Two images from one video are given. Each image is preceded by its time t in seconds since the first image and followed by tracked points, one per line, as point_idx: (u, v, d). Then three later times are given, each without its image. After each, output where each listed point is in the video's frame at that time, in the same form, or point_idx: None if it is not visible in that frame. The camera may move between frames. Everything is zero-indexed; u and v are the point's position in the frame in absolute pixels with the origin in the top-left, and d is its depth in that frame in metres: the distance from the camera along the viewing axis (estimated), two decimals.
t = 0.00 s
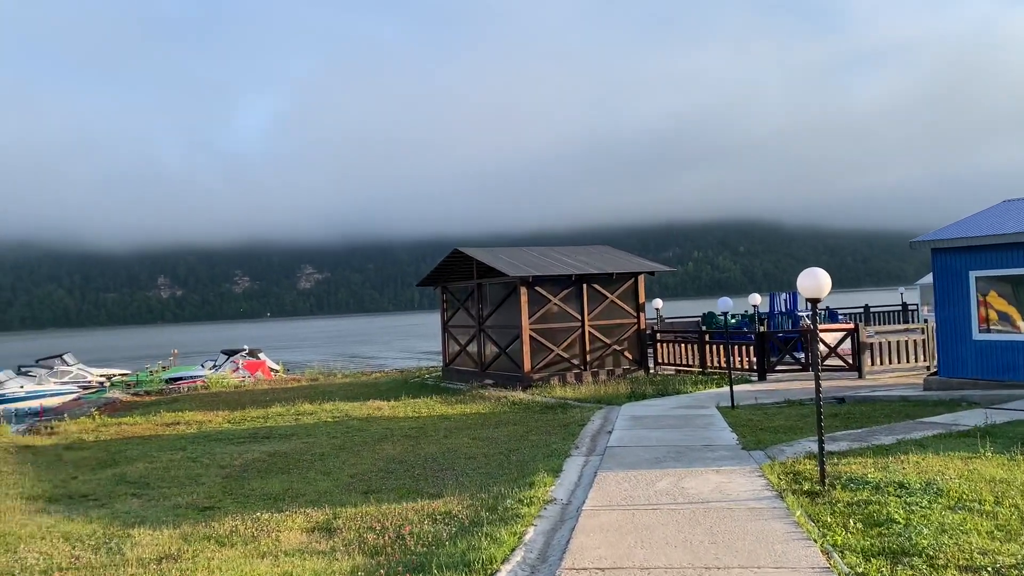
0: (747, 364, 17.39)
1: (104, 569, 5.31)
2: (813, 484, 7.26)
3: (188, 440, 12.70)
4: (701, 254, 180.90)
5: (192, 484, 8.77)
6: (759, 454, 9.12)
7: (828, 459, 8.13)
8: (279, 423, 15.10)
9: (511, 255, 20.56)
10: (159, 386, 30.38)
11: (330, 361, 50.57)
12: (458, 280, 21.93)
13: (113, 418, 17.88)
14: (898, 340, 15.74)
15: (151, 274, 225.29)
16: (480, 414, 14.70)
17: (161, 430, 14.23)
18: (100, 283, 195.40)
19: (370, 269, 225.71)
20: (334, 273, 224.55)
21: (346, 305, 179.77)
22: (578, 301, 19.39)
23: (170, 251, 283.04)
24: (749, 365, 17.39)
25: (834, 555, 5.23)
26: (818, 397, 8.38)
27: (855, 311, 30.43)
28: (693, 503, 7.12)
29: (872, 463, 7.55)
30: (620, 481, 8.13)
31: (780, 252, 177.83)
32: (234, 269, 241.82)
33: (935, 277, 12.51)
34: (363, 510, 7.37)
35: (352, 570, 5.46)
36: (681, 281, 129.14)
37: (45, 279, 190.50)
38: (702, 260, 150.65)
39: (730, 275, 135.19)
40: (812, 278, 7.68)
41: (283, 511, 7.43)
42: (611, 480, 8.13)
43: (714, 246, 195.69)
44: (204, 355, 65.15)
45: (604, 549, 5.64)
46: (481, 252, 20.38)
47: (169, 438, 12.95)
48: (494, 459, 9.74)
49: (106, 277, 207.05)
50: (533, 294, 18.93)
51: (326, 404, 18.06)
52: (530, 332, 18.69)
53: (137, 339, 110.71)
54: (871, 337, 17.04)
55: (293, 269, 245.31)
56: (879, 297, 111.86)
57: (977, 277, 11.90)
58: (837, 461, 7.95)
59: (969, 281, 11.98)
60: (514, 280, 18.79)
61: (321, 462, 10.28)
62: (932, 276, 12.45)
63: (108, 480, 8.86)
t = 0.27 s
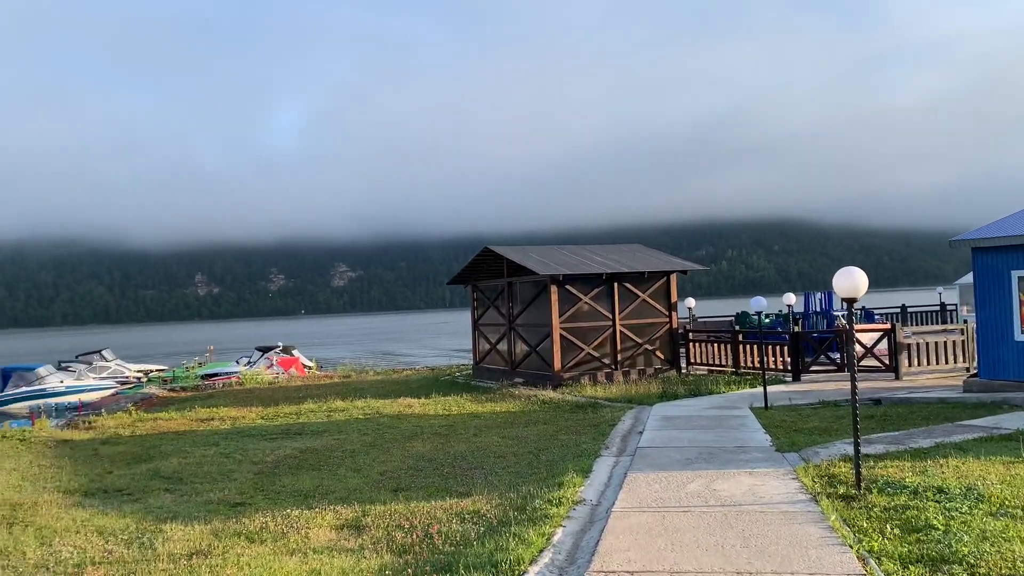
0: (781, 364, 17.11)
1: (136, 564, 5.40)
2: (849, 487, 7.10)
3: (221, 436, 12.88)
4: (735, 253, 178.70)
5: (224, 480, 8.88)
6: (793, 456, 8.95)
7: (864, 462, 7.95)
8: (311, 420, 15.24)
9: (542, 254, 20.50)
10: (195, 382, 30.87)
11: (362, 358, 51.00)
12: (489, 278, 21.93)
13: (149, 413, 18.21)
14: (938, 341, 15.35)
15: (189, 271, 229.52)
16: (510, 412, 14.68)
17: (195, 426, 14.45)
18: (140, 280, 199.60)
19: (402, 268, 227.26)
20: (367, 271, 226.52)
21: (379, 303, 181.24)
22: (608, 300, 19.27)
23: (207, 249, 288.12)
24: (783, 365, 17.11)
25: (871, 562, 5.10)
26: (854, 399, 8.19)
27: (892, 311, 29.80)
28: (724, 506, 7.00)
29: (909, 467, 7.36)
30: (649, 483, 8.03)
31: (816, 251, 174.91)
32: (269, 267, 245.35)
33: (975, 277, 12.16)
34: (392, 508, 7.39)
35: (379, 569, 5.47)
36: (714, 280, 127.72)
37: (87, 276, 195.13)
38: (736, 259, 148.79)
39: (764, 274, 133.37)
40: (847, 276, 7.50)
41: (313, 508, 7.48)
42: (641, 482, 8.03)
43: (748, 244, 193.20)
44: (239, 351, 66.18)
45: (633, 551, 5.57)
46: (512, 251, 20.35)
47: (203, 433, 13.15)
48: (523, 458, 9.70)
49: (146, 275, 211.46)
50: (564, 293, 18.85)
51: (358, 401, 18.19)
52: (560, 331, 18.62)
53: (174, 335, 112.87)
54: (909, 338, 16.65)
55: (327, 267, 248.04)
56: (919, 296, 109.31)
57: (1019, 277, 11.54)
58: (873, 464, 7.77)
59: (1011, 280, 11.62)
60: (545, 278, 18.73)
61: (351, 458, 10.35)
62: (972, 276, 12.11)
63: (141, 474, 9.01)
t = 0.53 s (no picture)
0: (806, 364, 16.86)
1: (152, 554, 5.44)
2: (873, 490, 6.94)
3: (242, 427, 12.96)
4: (760, 251, 176.90)
5: (243, 472, 8.93)
6: (816, 458, 8.78)
7: (888, 466, 7.78)
8: (331, 412, 15.29)
9: (564, 250, 20.39)
10: (219, 373, 31.21)
11: (384, 352, 51.21)
12: (511, 273, 21.87)
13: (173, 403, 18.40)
14: (968, 342, 15.02)
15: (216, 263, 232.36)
16: (530, 408, 14.62)
17: (217, 417, 14.58)
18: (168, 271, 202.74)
19: (426, 262, 228.05)
20: (390, 266, 227.70)
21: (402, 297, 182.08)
22: (631, 296, 19.11)
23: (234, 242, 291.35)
24: (808, 365, 16.85)
25: (895, 569, 4.97)
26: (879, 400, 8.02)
27: (920, 311, 29.27)
28: (744, 507, 6.88)
29: (936, 471, 7.19)
30: (669, 483, 7.92)
31: (843, 250, 172.40)
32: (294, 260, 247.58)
33: (1006, 278, 11.85)
34: (409, 503, 7.37)
35: (394, 564, 5.45)
36: (739, 278, 126.50)
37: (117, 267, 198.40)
38: (761, 257, 147.21)
39: (790, 273, 131.84)
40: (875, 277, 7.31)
41: (330, 501, 7.49)
42: (660, 482, 7.93)
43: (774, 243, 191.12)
44: (263, 343, 66.82)
45: (651, 552, 5.48)
46: (534, 246, 20.26)
47: (224, 425, 13.25)
48: (541, 454, 9.64)
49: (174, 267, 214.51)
50: (586, 289, 18.73)
51: (379, 395, 18.25)
52: (582, 327, 18.51)
53: (200, 327, 114.41)
54: (937, 340, 16.31)
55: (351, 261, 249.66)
56: (949, 297, 107.30)
57: None
58: (898, 467, 7.60)
59: None
60: (567, 275, 18.62)
61: (370, 452, 10.37)
62: (1002, 277, 11.81)
63: (162, 465, 9.08)
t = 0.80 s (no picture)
0: (824, 360, 16.66)
1: (163, 542, 5.46)
2: (891, 489, 6.82)
3: (256, 416, 13.02)
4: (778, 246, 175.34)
5: (256, 460, 8.96)
6: (833, 455, 8.66)
7: (906, 464, 7.65)
8: (345, 402, 15.33)
9: (580, 242, 20.29)
10: (235, 362, 31.44)
11: (399, 343, 51.32)
12: (526, 266, 21.81)
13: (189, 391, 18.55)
14: (989, 340, 14.77)
15: (235, 253, 234.20)
16: (543, 401, 14.57)
17: (232, 405, 14.66)
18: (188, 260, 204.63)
19: (442, 254, 228.40)
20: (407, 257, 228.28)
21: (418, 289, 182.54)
22: (647, 290, 18.97)
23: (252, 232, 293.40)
24: (826, 361, 16.65)
25: (911, 569, 4.87)
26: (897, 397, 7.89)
27: (941, 308, 28.83)
28: (758, 504, 6.79)
29: (955, 470, 7.06)
30: (682, 478, 7.85)
31: (864, 246, 170.45)
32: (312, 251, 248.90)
33: None
34: (420, 494, 7.34)
35: (403, 556, 5.42)
36: (757, 273, 125.51)
37: (137, 256, 200.53)
38: (780, 252, 145.92)
39: (809, 268, 130.61)
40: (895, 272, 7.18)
41: (341, 492, 7.49)
42: (672, 477, 7.86)
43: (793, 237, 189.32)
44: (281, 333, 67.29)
45: (662, 548, 5.42)
46: (550, 239, 20.17)
47: (239, 413, 13.33)
48: (554, 448, 9.58)
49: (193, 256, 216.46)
50: (602, 282, 18.62)
51: (393, 386, 18.29)
52: (597, 320, 18.42)
53: (218, 316, 115.41)
54: (958, 337, 16.06)
55: (368, 251, 250.59)
56: (969, 295, 105.72)
57: None
58: (917, 465, 7.47)
59: None
60: (583, 267, 18.52)
61: (382, 442, 10.37)
62: None
63: (176, 453, 9.13)
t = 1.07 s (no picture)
0: (841, 352, 16.46)
1: (175, 532, 5.46)
2: (911, 483, 6.69)
3: (271, 406, 13.04)
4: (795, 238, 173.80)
5: (271, 450, 8.96)
6: (851, 448, 8.53)
7: (926, 458, 7.51)
8: (360, 393, 15.34)
9: (596, 233, 20.15)
10: (252, 352, 31.63)
11: (414, 334, 51.42)
12: (542, 257, 21.71)
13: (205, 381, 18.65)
14: (1011, 332, 14.51)
15: (251, 244, 235.73)
16: (558, 393, 14.50)
17: (248, 396, 14.72)
18: (205, 251, 206.26)
19: (457, 246, 228.57)
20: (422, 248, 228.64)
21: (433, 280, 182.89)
22: (663, 281, 18.82)
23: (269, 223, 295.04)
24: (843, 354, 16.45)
25: (932, 566, 4.75)
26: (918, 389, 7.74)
27: (961, 301, 28.43)
28: (776, 497, 6.69)
29: (978, 464, 6.91)
30: (698, 471, 7.75)
31: (883, 237, 168.56)
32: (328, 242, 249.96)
33: None
34: (433, 485, 7.31)
35: (416, 547, 5.37)
36: (774, 264, 124.55)
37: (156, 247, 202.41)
38: (797, 244, 144.65)
39: (827, 259, 129.38)
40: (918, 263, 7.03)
41: (354, 482, 7.47)
42: (688, 470, 7.76)
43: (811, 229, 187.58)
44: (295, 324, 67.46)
45: (677, 542, 5.33)
46: (565, 229, 20.05)
47: (254, 403, 13.38)
48: (568, 439, 9.51)
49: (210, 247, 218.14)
50: (618, 273, 18.49)
51: (408, 376, 18.31)
52: (613, 312, 18.31)
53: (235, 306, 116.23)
54: (979, 329, 15.79)
55: (384, 243, 251.13)
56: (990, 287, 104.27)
57: None
58: (937, 459, 7.33)
59: None
60: (598, 258, 18.40)
61: (397, 433, 10.34)
62: None
63: (191, 443, 9.15)
